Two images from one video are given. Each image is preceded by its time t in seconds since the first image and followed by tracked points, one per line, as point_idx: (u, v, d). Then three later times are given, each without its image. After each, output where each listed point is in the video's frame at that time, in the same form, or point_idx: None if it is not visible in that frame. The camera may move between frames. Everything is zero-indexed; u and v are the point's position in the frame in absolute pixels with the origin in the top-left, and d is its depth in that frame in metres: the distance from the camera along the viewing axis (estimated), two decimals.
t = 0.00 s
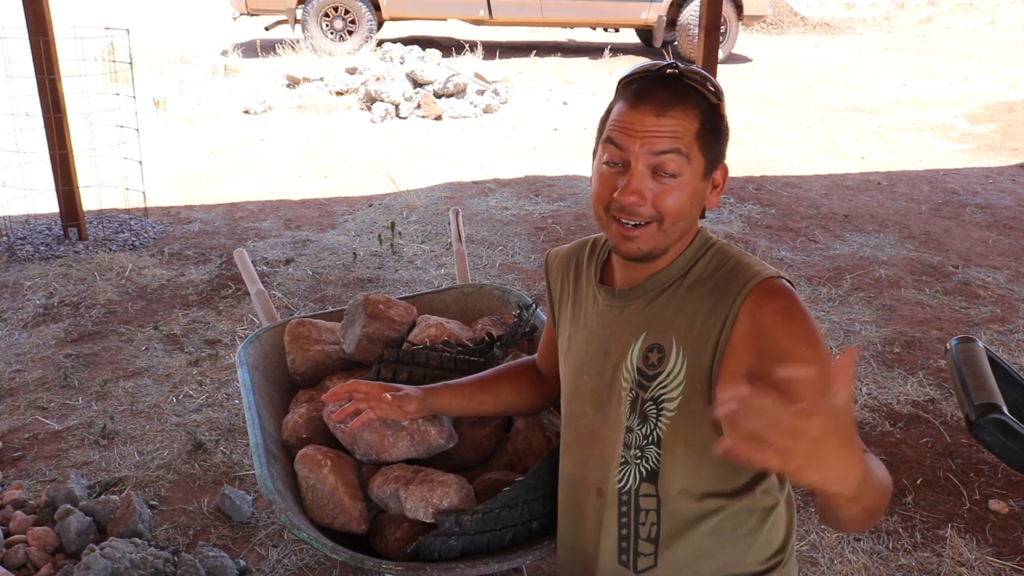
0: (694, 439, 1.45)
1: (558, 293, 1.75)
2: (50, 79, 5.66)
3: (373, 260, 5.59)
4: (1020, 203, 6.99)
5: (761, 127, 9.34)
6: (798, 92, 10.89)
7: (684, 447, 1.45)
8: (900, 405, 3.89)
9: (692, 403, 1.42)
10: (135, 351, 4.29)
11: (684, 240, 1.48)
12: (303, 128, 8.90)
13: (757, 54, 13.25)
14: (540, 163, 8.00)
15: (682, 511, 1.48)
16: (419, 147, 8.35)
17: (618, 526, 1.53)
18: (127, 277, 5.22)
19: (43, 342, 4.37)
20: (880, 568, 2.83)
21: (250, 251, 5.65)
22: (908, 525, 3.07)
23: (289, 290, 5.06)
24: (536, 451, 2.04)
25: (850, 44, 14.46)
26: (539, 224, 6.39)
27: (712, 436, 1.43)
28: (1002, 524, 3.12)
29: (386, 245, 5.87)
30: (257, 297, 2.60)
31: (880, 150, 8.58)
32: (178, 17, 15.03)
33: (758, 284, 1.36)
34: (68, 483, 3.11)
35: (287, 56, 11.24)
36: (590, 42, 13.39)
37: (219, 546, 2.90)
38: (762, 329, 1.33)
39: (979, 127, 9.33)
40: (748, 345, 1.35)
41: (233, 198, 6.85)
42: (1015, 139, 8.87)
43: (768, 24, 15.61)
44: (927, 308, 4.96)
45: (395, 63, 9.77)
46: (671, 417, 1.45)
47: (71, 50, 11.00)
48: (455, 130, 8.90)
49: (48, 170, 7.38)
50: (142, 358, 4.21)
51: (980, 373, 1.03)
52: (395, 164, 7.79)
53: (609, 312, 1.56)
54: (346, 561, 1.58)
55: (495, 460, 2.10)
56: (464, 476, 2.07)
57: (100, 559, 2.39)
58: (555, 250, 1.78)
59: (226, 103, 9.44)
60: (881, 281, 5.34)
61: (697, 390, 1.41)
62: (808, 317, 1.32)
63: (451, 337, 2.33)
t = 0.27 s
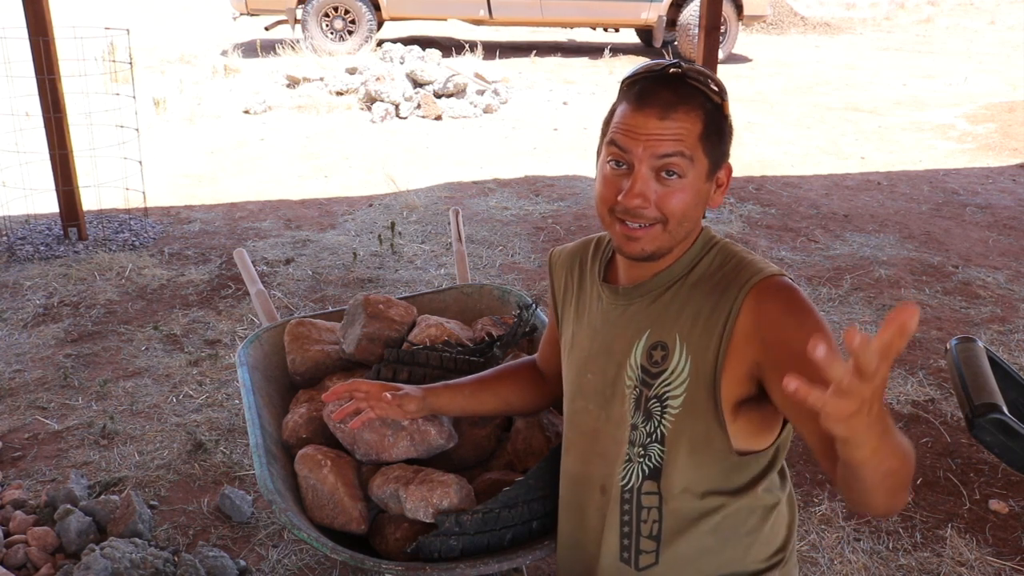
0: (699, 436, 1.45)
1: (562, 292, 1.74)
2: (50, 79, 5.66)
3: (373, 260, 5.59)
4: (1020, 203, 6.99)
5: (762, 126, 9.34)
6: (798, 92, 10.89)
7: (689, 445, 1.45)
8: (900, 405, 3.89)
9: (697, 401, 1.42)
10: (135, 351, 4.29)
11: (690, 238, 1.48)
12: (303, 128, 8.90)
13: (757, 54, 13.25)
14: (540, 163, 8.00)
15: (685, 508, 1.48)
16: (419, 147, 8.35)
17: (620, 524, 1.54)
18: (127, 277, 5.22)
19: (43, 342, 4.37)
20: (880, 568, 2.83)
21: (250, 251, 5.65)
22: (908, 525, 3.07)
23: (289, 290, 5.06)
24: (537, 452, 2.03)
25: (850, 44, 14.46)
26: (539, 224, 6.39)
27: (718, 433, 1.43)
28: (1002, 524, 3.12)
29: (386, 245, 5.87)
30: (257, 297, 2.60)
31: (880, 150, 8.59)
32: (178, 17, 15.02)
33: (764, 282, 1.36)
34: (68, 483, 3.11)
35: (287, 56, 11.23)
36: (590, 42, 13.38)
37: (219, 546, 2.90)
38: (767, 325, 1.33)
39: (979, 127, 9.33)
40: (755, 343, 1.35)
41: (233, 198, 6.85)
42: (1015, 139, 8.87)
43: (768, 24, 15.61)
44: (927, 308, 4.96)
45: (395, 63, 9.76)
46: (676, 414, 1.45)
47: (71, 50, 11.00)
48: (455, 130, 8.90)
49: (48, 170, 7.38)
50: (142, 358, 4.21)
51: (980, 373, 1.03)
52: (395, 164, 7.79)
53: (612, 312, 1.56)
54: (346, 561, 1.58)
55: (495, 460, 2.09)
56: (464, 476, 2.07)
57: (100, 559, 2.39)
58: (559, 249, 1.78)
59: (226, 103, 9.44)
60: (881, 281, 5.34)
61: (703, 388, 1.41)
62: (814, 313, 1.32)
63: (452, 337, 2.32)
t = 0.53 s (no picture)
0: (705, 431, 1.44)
1: (561, 292, 1.74)
2: (50, 79, 5.66)
3: (373, 260, 5.59)
4: (1020, 203, 6.99)
5: (762, 126, 9.34)
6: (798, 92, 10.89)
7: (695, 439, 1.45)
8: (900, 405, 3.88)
9: (702, 395, 1.42)
10: (135, 351, 4.29)
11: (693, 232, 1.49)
12: (303, 128, 8.90)
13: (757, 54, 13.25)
14: (540, 163, 8.00)
15: (689, 505, 1.48)
16: (419, 147, 8.35)
17: (622, 520, 1.54)
18: (127, 277, 5.22)
19: (43, 342, 4.37)
20: (880, 568, 2.83)
21: (250, 251, 5.65)
22: (908, 525, 3.07)
23: (289, 290, 5.06)
24: (537, 451, 2.03)
25: (850, 44, 14.46)
26: (539, 224, 6.39)
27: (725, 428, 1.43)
28: (1002, 524, 3.12)
29: (386, 245, 5.87)
30: (257, 297, 2.60)
31: (880, 150, 8.58)
32: (179, 17, 15.02)
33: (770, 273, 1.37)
34: (68, 483, 3.11)
35: (287, 56, 11.24)
36: (590, 42, 13.38)
37: (219, 546, 2.90)
38: (774, 316, 1.33)
39: (979, 127, 9.33)
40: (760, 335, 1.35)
41: (233, 198, 6.85)
42: (1015, 139, 8.86)
43: (768, 24, 15.61)
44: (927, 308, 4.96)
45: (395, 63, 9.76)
46: (683, 410, 1.45)
47: (71, 50, 11.00)
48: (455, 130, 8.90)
49: (47, 170, 7.38)
50: (142, 358, 4.21)
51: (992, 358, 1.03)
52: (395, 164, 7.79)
53: (615, 308, 1.56)
54: (346, 561, 1.57)
55: (495, 460, 2.09)
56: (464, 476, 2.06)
57: (100, 559, 2.39)
58: (559, 249, 1.78)
59: (226, 103, 9.44)
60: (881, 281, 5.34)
61: (708, 382, 1.41)
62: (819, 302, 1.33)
63: (452, 337, 2.32)
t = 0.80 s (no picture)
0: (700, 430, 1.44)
1: (558, 292, 1.74)
2: (50, 79, 5.66)
3: (373, 260, 5.59)
4: (1020, 203, 6.99)
5: (762, 126, 9.34)
6: (798, 92, 10.89)
7: (690, 438, 1.45)
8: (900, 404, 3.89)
9: (696, 392, 1.42)
10: (135, 350, 4.29)
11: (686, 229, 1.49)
12: (304, 128, 8.90)
13: (758, 54, 13.25)
14: (540, 163, 8.00)
15: (686, 505, 1.48)
16: (419, 147, 8.35)
17: (619, 522, 1.54)
18: (127, 277, 5.22)
19: (43, 341, 4.37)
20: (880, 568, 2.83)
21: (250, 251, 5.65)
22: (908, 525, 3.07)
23: (289, 290, 5.06)
24: (537, 451, 2.03)
25: (850, 44, 14.45)
26: (539, 224, 6.39)
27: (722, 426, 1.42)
28: (1002, 524, 3.12)
29: (386, 245, 5.87)
30: (257, 297, 2.60)
31: (880, 150, 8.58)
32: (178, 17, 15.01)
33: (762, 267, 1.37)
34: (68, 483, 3.11)
35: (287, 56, 11.24)
36: (590, 42, 13.38)
37: (219, 546, 2.90)
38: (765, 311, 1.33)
39: (979, 127, 9.33)
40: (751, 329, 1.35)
41: (233, 198, 6.85)
42: (1015, 139, 8.86)
43: (768, 24, 15.61)
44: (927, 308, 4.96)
45: (396, 63, 9.76)
46: (677, 409, 1.45)
47: (71, 50, 10.99)
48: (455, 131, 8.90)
49: (47, 170, 7.38)
50: (142, 358, 4.21)
51: (984, 380, 0.95)
52: (395, 164, 7.80)
53: (609, 308, 1.56)
54: (346, 561, 1.58)
55: (495, 460, 2.09)
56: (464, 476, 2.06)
57: (100, 559, 2.39)
58: (554, 250, 1.78)
59: (226, 103, 9.44)
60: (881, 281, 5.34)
61: (703, 380, 1.41)
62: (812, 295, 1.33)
63: (451, 337, 2.32)
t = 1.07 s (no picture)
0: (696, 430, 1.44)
1: (553, 294, 1.74)
2: (50, 79, 5.66)
3: (373, 260, 5.58)
4: (1020, 203, 6.99)
5: (762, 126, 9.34)
6: (798, 92, 10.89)
7: (687, 437, 1.45)
8: (900, 405, 3.89)
9: (692, 391, 1.42)
10: (135, 350, 4.29)
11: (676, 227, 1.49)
12: (304, 128, 8.90)
13: (758, 54, 13.25)
14: (540, 163, 8.00)
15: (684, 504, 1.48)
16: (420, 147, 8.35)
17: (618, 522, 1.55)
18: (127, 277, 5.22)
19: (43, 341, 4.37)
20: (880, 568, 2.83)
21: (250, 251, 5.65)
22: (908, 525, 3.07)
23: (289, 290, 5.06)
24: (537, 452, 2.03)
25: (850, 44, 14.45)
26: (539, 224, 6.39)
27: (718, 425, 1.42)
28: (1002, 524, 3.12)
29: (386, 245, 5.87)
30: (257, 297, 2.60)
31: (880, 150, 8.58)
32: (179, 17, 15.01)
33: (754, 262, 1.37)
34: (68, 483, 3.11)
35: (287, 56, 11.24)
36: (590, 42, 13.38)
37: (219, 546, 2.90)
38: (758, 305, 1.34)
39: (979, 127, 9.33)
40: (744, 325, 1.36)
41: (233, 198, 6.85)
42: (1015, 139, 8.86)
43: (768, 24, 15.61)
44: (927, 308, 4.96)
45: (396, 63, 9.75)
46: (674, 407, 1.45)
47: (71, 50, 10.99)
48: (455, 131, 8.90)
49: (47, 170, 7.38)
50: (142, 358, 4.21)
51: (987, 377, 0.93)
52: (395, 164, 7.80)
53: (603, 310, 1.56)
54: (346, 561, 1.58)
55: (495, 460, 2.09)
56: (464, 476, 2.06)
57: (100, 559, 2.39)
58: (549, 253, 1.78)
59: (226, 103, 9.44)
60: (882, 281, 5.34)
61: (697, 379, 1.41)
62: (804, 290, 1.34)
63: (452, 337, 2.32)
